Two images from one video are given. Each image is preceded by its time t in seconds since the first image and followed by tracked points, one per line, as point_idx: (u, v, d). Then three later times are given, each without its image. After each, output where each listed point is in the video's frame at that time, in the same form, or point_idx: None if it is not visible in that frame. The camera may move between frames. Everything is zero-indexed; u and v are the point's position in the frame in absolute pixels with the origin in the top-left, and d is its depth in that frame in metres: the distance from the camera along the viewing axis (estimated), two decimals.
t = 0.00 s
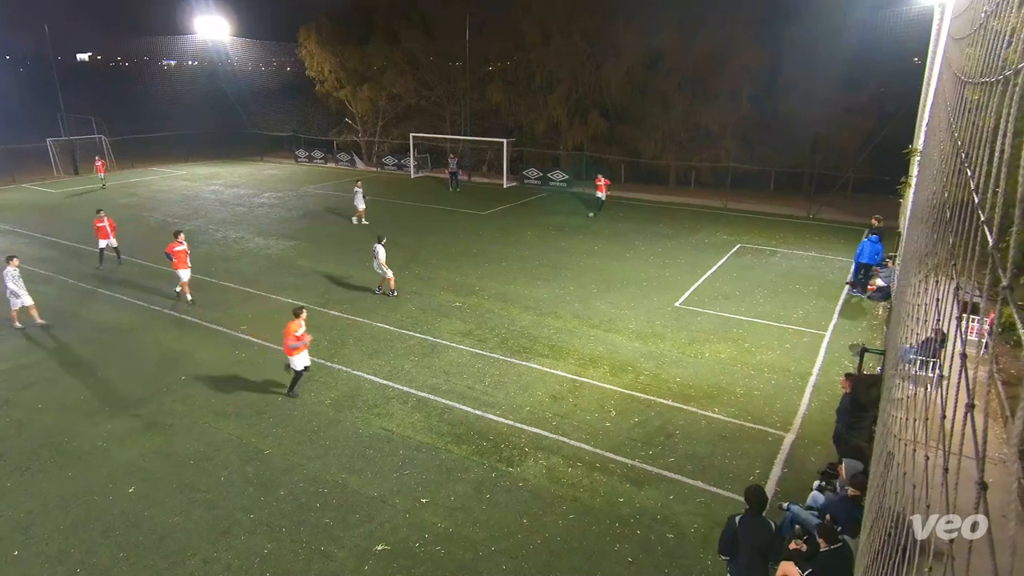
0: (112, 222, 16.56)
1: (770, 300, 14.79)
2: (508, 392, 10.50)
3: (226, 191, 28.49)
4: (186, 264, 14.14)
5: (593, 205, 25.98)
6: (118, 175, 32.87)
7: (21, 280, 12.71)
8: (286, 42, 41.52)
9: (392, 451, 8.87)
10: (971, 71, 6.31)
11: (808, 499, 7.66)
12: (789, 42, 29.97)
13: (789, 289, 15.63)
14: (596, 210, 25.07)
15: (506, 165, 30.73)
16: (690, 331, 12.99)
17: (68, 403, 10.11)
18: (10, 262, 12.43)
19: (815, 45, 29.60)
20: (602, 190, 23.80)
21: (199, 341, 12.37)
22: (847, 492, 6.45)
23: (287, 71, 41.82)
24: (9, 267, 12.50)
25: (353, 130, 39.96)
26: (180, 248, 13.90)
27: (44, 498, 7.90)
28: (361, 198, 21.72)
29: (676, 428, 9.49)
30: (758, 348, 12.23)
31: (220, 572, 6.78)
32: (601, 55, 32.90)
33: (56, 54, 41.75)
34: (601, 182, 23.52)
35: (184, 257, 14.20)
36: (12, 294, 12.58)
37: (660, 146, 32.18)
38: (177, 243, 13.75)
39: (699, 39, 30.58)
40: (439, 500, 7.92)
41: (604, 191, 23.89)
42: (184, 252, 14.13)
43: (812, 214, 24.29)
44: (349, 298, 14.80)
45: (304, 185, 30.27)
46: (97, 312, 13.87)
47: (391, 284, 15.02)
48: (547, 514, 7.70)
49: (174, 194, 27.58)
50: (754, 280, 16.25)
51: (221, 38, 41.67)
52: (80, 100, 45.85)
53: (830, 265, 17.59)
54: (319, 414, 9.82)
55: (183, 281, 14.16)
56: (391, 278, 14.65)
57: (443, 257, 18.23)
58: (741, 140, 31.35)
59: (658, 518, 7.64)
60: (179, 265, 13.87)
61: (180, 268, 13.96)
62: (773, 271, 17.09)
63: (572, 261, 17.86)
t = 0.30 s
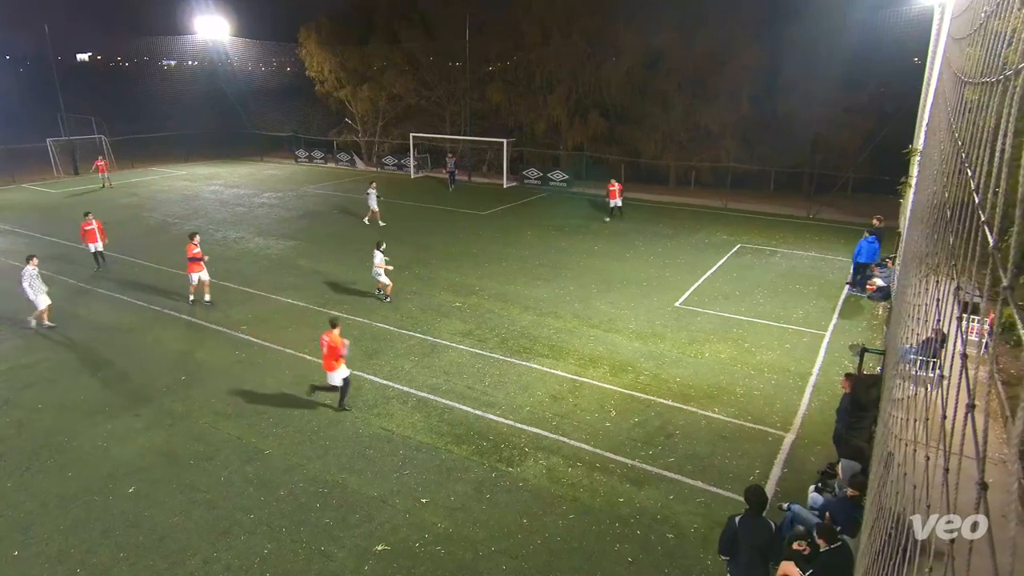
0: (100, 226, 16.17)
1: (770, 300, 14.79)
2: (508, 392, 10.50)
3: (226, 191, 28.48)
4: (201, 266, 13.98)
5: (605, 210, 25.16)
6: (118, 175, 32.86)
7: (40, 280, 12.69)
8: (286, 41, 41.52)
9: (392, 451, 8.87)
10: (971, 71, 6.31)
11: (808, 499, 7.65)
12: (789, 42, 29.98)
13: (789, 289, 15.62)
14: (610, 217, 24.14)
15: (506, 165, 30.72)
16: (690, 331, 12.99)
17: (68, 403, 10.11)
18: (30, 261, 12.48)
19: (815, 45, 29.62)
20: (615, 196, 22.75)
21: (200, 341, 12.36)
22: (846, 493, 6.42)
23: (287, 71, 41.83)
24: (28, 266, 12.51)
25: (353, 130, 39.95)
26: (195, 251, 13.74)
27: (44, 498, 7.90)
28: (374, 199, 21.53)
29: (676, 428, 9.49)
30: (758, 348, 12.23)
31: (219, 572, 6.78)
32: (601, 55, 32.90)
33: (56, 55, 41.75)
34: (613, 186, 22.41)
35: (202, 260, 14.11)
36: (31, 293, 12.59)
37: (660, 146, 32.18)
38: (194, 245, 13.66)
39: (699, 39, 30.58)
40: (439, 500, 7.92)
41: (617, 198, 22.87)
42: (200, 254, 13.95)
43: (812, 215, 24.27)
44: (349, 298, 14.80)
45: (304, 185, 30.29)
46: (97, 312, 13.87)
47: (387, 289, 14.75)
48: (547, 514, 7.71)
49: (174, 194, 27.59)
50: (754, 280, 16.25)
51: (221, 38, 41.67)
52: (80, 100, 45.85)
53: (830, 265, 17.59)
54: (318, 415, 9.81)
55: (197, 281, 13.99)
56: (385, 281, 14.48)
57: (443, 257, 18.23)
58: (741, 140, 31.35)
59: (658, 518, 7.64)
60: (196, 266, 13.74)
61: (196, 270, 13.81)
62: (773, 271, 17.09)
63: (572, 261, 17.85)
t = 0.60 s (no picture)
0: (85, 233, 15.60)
1: (770, 300, 14.79)
2: (508, 392, 10.50)
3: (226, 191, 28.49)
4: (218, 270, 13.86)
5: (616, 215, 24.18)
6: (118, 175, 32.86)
7: (54, 281, 12.64)
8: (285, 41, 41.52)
9: (391, 451, 8.87)
10: (971, 71, 6.32)
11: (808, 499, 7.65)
12: (789, 42, 29.99)
13: (789, 289, 15.63)
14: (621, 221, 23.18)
15: (506, 165, 30.72)
16: (690, 331, 12.99)
17: (68, 403, 10.12)
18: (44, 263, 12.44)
19: (815, 45, 29.61)
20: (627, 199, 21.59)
21: (198, 342, 12.35)
22: (848, 493, 6.40)
23: (287, 71, 41.84)
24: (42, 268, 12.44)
25: (353, 130, 39.94)
26: (211, 252, 13.63)
27: (45, 499, 7.89)
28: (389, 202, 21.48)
29: (676, 428, 9.49)
30: (758, 348, 12.24)
31: (219, 572, 6.78)
32: (601, 55, 32.88)
33: (56, 55, 41.75)
34: (625, 191, 21.03)
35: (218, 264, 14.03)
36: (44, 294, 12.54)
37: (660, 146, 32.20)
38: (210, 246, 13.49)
39: (699, 39, 30.56)
40: (439, 500, 7.92)
41: (628, 201, 21.75)
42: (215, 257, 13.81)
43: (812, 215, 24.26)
44: (349, 298, 14.80)
45: (304, 185, 30.30)
46: (97, 312, 13.87)
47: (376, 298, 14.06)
48: (547, 514, 7.71)
49: (174, 194, 27.61)
50: (754, 280, 16.26)
51: (221, 38, 41.66)
52: (80, 100, 45.86)
53: (830, 265, 17.60)
54: (318, 415, 9.81)
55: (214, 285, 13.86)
56: (377, 288, 13.82)
57: (444, 257, 18.21)
58: (740, 140, 31.36)
59: (658, 518, 7.64)
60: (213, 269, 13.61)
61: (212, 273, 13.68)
62: (773, 271, 17.11)
63: (572, 261, 17.86)
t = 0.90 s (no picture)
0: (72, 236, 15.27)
1: (769, 300, 14.79)
2: (508, 392, 10.50)
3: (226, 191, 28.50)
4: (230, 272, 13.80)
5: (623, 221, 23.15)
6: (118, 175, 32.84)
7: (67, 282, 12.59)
8: (285, 41, 41.48)
9: (391, 451, 8.87)
10: (972, 72, 6.32)
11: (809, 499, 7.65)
12: (789, 42, 29.99)
13: (789, 289, 15.62)
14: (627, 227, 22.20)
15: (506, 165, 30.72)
16: (690, 331, 12.99)
17: (68, 403, 10.12)
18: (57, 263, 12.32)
19: (815, 45, 29.60)
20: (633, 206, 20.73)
21: (198, 342, 12.35)
22: (848, 494, 6.39)
23: (287, 71, 41.84)
24: (57, 269, 12.34)
25: (353, 130, 39.91)
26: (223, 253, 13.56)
27: (44, 499, 7.89)
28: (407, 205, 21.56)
29: (676, 428, 9.49)
30: (758, 348, 12.24)
31: (219, 572, 6.78)
32: (601, 55, 32.88)
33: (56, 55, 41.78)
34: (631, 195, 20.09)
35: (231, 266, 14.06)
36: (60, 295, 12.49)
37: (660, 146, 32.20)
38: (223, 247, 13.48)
39: (699, 39, 30.55)
40: (439, 500, 7.92)
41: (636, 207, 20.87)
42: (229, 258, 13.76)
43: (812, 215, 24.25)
44: (348, 298, 14.79)
45: (304, 185, 30.30)
46: (97, 312, 13.87)
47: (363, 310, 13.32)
48: (547, 514, 7.71)
49: (174, 194, 27.60)
50: (754, 280, 16.26)
51: (221, 38, 41.63)
52: (80, 100, 45.86)
53: (830, 265, 17.59)
54: (318, 415, 9.80)
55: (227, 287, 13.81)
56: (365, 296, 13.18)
57: (444, 257, 18.19)
58: (740, 140, 31.37)
59: (658, 518, 7.64)
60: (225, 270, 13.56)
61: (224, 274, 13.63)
62: (773, 271, 17.11)
63: (572, 261, 17.85)
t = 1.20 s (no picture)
0: (67, 238, 15.21)
1: (769, 300, 14.79)
2: (508, 392, 10.51)
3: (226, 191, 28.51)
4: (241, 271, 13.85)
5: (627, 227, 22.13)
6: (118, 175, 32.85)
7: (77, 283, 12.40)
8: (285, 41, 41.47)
9: (391, 451, 8.87)
10: (973, 73, 6.32)
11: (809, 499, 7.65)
12: (789, 42, 29.99)
13: (789, 289, 15.62)
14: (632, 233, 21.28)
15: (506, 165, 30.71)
16: (690, 331, 12.99)
17: (68, 403, 10.12)
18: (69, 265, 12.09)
19: (815, 45, 29.60)
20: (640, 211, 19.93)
21: (197, 342, 12.34)
22: (847, 494, 6.38)
23: (287, 71, 41.84)
24: (66, 270, 12.11)
25: (353, 130, 39.89)
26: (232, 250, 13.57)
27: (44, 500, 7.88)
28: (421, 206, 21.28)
29: (676, 428, 9.49)
30: (758, 348, 12.24)
31: (219, 572, 6.78)
32: (601, 55, 32.88)
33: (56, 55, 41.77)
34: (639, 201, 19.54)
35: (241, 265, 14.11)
36: (70, 295, 12.30)
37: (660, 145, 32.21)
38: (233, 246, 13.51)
39: (699, 39, 30.56)
40: (439, 500, 7.92)
41: (642, 212, 20.05)
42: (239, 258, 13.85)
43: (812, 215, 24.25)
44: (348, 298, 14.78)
45: (304, 185, 30.29)
46: (97, 311, 13.87)
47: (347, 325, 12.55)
48: (547, 514, 7.71)
49: (174, 194, 27.59)
50: (753, 280, 16.26)
51: (221, 38, 41.61)
52: (80, 100, 45.91)
53: (830, 265, 17.59)
54: (319, 415, 9.81)
55: (238, 287, 13.83)
56: (352, 313, 12.29)
57: (444, 257, 18.18)
58: (740, 140, 31.37)
59: (658, 518, 7.64)
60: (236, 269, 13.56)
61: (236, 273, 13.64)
62: (773, 271, 17.11)
63: (572, 261, 17.84)
